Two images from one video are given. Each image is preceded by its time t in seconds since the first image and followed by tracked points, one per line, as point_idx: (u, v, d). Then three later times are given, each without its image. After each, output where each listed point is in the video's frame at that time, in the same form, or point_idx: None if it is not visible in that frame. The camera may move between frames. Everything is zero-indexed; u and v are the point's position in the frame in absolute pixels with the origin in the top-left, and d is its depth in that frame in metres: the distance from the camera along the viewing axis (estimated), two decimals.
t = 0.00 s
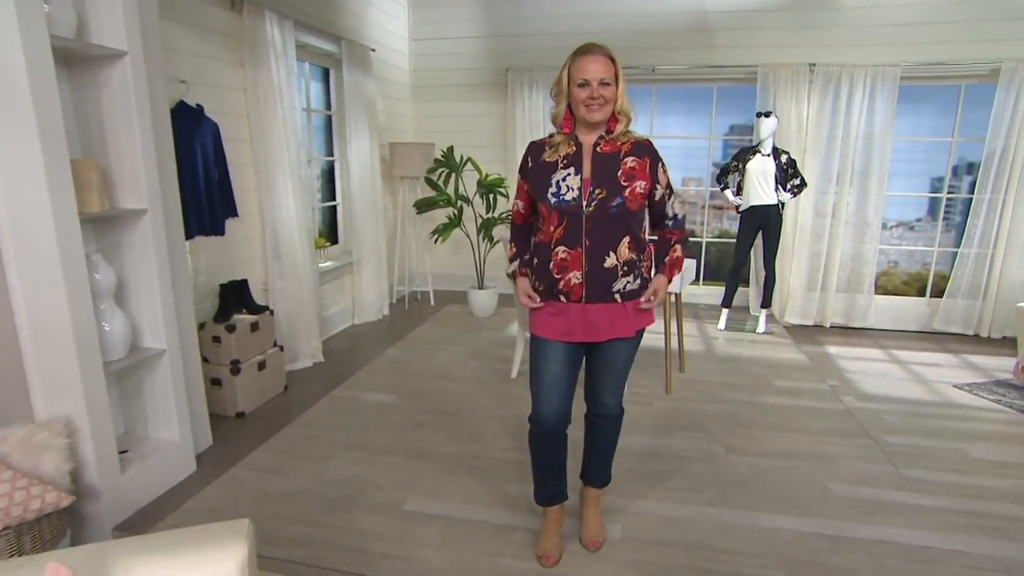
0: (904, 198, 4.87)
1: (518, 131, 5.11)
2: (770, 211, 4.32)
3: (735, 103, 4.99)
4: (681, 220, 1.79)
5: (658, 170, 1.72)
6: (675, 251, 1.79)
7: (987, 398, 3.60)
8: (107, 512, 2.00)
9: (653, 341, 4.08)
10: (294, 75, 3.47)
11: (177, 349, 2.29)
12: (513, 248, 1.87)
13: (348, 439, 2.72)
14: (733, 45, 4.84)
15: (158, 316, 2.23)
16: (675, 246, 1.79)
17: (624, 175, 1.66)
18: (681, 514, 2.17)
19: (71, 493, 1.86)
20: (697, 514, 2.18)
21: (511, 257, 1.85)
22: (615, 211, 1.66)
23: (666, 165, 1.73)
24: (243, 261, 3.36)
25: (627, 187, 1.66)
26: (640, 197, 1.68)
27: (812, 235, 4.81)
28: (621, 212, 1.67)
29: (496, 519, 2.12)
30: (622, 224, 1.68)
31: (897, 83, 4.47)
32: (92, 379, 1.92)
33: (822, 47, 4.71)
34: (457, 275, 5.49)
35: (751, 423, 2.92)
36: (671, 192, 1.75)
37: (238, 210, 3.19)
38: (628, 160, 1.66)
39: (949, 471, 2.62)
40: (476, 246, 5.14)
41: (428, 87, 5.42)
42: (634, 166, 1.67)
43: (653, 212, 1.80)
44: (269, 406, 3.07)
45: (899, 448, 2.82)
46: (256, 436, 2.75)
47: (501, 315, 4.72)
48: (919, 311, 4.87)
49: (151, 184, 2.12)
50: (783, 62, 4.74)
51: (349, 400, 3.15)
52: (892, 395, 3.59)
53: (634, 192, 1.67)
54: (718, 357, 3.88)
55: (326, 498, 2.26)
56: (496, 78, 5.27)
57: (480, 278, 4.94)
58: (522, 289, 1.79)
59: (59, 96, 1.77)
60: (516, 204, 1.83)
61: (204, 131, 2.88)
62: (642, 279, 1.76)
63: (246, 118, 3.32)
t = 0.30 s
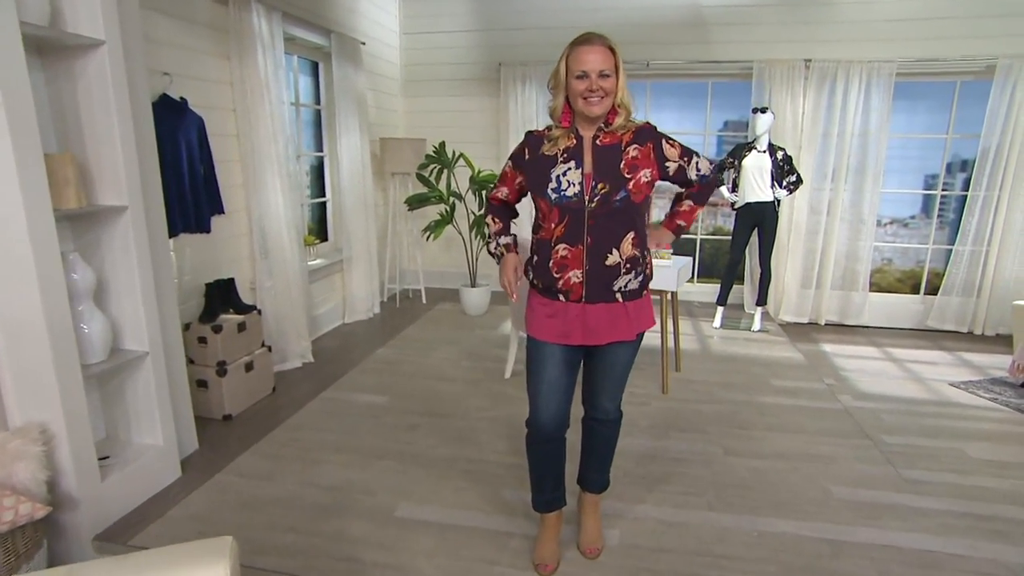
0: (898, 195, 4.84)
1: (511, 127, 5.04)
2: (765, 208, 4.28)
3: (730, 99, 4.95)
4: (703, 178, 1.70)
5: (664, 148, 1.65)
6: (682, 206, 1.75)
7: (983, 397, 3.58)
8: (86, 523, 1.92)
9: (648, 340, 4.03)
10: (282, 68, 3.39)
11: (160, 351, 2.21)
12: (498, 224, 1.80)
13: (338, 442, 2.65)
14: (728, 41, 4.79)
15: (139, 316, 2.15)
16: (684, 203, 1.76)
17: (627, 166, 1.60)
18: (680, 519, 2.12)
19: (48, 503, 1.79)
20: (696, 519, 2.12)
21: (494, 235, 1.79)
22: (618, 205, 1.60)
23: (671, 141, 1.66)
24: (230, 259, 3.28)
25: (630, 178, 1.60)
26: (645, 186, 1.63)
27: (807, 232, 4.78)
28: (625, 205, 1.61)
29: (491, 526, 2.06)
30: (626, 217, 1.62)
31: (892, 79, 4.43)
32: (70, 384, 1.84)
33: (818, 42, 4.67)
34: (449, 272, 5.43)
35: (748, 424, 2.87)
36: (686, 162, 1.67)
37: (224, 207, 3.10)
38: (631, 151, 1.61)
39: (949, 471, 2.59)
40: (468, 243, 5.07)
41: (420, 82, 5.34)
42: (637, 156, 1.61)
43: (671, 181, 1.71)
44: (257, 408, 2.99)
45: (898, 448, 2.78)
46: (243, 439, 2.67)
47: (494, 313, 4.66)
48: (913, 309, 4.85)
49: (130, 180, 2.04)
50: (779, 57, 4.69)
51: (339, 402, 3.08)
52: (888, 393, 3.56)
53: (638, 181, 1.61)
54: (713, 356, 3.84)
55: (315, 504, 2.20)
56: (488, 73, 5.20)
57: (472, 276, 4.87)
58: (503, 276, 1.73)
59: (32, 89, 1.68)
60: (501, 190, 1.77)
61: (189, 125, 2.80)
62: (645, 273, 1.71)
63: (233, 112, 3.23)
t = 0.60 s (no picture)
0: (892, 195, 4.82)
1: (504, 125, 4.99)
2: (760, 208, 4.25)
3: (725, 98, 4.91)
4: (700, 203, 1.67)
5: (663, 158, 1.61)
6: (673, 223, 1.69)
7: (979, 398, 3.56)
8: (64, 535, 1.86)
9: (643, 341, 3.99)
10: (270, 66, 3.32)
11: (143, 357, 2.14)
12: (506, 259, 1.70)
13: (328, 448, 2.59)
14: (722, 39, 4.76)
15: (121, 320, 2.07)
16: (676, 221, 1.70)
17: (621, 170, 1.55)
18: (678, 528, 2.07)
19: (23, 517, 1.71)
20: (695, 527, 2.08)
21: (500, 271, 1.68)
22: (613, 210, 1.55)
23: (671, 151, 1.61)
24: (217, 261, 3.21)
25: (625, 182, 1.55)
26: (640, 192, 1.57)
27: (802, 232, 4.75)
28: (620, 210, 1.56)
29: (485, 536, 2.01)
30: (621, 222, 1.57)
31: (888, 78, 4.41)
32: (46, 393, 1.77)
33: (812, 42, 4.64)
34: (441, 273, 5.37)
35: (745, 427, 2.83)
36: (684, 179, 1.63)
37: (210, 207, 3.03)
38: (626, 154, 1.56)
39: (948, 475, 2.56)
40: (460, 244, 5.02)
41: (412, 80, 5.28)
42: (632, 159, 1.56)
43: (667, 198, 1.68)
44: (245, 413, 2.92)
45: (896, 451, 2.75)
46: (230, 445, 2.61)
47: (487, 314, 4.60)
48: (907, 309, 4.84)
49: (112, 179, 1.97)
50: (774, 56, 4.66)
51: (329, 406, 3.01)
52: (884, 395, 3.53)
53: (633, 187, 1.56)
54: (709, 358, 3.81)
55: (303, 514, 2.13)
56: (481, 71, 5.14)
57: (465, 277, 4.82)
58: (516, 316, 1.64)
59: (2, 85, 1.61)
60: (505, 208, 1.67)
61: (174, 123, 2.73)
62: (641, 279, 1.66)
63: (220, 110, 3.16)
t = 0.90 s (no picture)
0: (891, 196, 4.79)
1: (499, 126, 4.93)
2: (759, 209, 4.20)
3: (723, 98, 4.87)
4: (702, 208, 1.60)
5: (664, 160, 1.56)
6: (674, 229, 1.64)
7: (980, 401, 3.52)
8: (43, 551, 1.80)
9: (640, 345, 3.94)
10: (261, 66, 3.25)
11: (127, 367, 2.07)
12: (508, 243, 1.58)
13: (320, 457, 2.53)
14: (720, 38, 4.71)
15: (103, 328, 2.01)
16: (677, 226, 1.64)
17: (619, 174, 1.49)
18: (678, 539, 2.02)
19: None
20: (695, 538, 2.03)
21: (506, 253, 1.56)
22: (610, 215, 1.50)
23: (672, 154, 1.56)
24: (206, 265, 3.14)
25: (622, 187, 1.50)
26: (639, 197, 1.52)
27: (800, 233, 4.71)
28: (618, 215, 1.50)
29: (480, 549, 1.96)
30: (618, 228, 1.51)
31: (887, 78, 4.37)
32: (24, 405, 1.71)
33: (810, 41, 4.60)
34: (437, 275, 5.32)
35: (745, 433, 2.79)
36: (685, 182, 1.58)
37: (199, 210, 2.97)
38: (624, 157, 1.50)
39: (952, 481, 2.51)
40: (456, 246, 4.96)
41: (406, 80, 5.22)
42: (631, 162, 1.51)
43: (668, 201, 1.63)
44: (236, 421, 2.86)
45: (898, 457, 2.71)
46: (219, 454, 2.54)
47: (483, 317, 4.55)
48: (906, 310, 4.80)
49: (93, 183, 1.90)
50: (772, 56, 4.61)
51: (321, 413, 2.95)
52: (885, 398, 3.49)
53: (631, 191, 1.50)
54: (707, 361, 3.76)
55: (293, 526, 2.08)
56: (476, 71, 5.09)
57: (461, 279, 4.77)
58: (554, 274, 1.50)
59: None
60: (498, 209, 1.60)
61: (161, 125, 2.67)
62: (640, 286, 1.61)
63: (209, 111, 3.10)
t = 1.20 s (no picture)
0: (890, 197, 4.75)
1: (495, 128, 4.88)
2: (758, 212, 4.15)
3: (720, 99, 4.83)
4: (706, 216, 1.55)
5: (667, 167, 1.50)
6: (676, 237, 1.59)
7: (983, 406, 3.47)
8: (22, 571, 1.74)
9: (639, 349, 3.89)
10: (252, 68, 3.19)
11: (113, 379, 2.01)
12: (506, 246, 1.53)
13: (313, 468, 2.47)
14: (717, 39, 4.67)
15: (86, 340, 1.94)
16: (679, 235, 1.60)
17: (622, 180, 1.44)
18: (680, 554, 1.96)
19: None
20: (698, 552, 1.98)
21: (505, 255, 1.50)
22: (613, 223, 1.44)
23: (675, 159, 1.50)
24: (197, 271, 3.08)
25: (625, 194, 1.44)
26: (642, 204, 1.46)
27: (799, 235, 4.67)
28: (621, 223, 1.45)
29: (476, 565, 1.90)
30: (622, 236, 1.46)
31: (886, 78, 4.33)
32: None
33: (808, 42, 4.56)
34: (432, 279, 5.27)
35: (747, 441, 2.74)
36: (689, 190, 1.52)
37: (188, 215, 2.91)
38: (627, 163, 1.45)
39: (958, 489, 2.46)
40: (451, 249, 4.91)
41: (401, 81, 5.17)
42: (634, 168, 1.45)
43: (670, 208, 1.57)
44: (227, 431, 2.80)
45: (903, 464, 2.66)
46: (210, 466, 2.48)
47: (479, 322, 4.49)
48: (906, 313, 4.76)
49: (76, 189, 1.84)
50: (771, 57, 4.57)
51: (315, 422, 2.89)
52: (887, 403, 3.45)
53: (634, 198, 1.45)
54: (707, 366, 3.71)
55: (283, 541, 2.02)
56: (471, 73, 5.04)
57: (457, 283, 4.71)
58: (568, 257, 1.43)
59: None
60: (492, 214, 1.54)
61: (149, 128, 2.62)
62: (644, 296, 1.56)
63: (199, 114, 3.03)
